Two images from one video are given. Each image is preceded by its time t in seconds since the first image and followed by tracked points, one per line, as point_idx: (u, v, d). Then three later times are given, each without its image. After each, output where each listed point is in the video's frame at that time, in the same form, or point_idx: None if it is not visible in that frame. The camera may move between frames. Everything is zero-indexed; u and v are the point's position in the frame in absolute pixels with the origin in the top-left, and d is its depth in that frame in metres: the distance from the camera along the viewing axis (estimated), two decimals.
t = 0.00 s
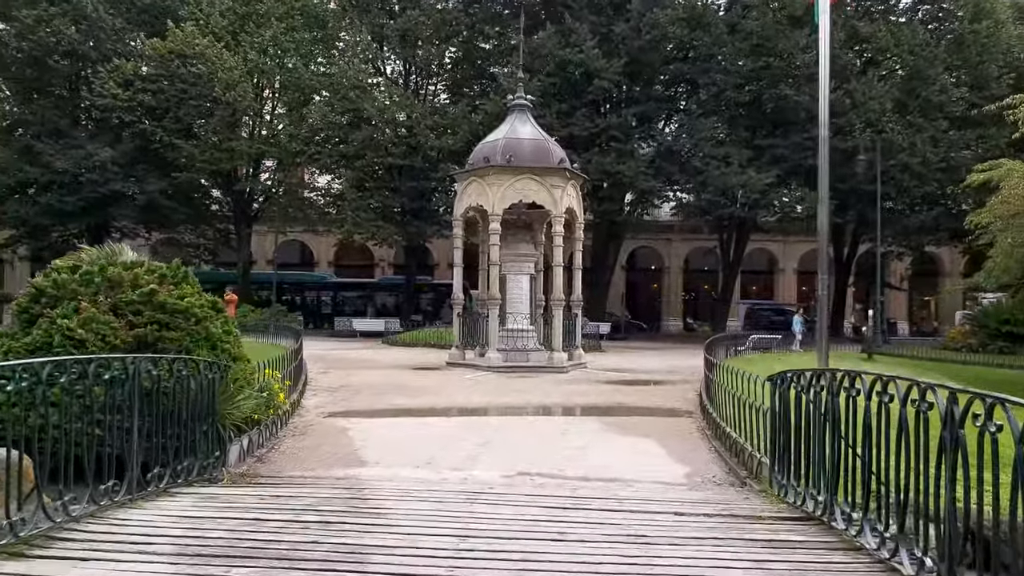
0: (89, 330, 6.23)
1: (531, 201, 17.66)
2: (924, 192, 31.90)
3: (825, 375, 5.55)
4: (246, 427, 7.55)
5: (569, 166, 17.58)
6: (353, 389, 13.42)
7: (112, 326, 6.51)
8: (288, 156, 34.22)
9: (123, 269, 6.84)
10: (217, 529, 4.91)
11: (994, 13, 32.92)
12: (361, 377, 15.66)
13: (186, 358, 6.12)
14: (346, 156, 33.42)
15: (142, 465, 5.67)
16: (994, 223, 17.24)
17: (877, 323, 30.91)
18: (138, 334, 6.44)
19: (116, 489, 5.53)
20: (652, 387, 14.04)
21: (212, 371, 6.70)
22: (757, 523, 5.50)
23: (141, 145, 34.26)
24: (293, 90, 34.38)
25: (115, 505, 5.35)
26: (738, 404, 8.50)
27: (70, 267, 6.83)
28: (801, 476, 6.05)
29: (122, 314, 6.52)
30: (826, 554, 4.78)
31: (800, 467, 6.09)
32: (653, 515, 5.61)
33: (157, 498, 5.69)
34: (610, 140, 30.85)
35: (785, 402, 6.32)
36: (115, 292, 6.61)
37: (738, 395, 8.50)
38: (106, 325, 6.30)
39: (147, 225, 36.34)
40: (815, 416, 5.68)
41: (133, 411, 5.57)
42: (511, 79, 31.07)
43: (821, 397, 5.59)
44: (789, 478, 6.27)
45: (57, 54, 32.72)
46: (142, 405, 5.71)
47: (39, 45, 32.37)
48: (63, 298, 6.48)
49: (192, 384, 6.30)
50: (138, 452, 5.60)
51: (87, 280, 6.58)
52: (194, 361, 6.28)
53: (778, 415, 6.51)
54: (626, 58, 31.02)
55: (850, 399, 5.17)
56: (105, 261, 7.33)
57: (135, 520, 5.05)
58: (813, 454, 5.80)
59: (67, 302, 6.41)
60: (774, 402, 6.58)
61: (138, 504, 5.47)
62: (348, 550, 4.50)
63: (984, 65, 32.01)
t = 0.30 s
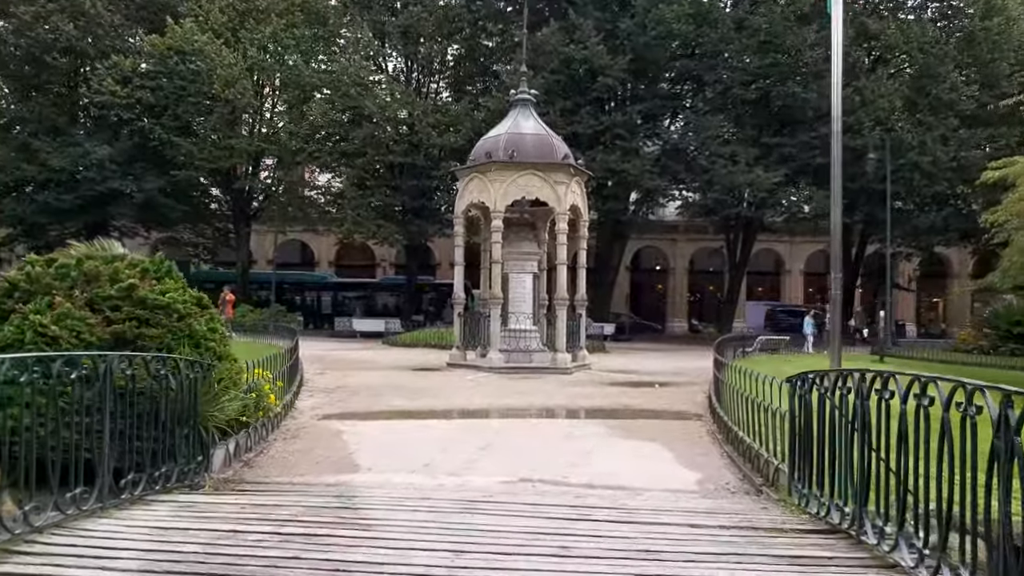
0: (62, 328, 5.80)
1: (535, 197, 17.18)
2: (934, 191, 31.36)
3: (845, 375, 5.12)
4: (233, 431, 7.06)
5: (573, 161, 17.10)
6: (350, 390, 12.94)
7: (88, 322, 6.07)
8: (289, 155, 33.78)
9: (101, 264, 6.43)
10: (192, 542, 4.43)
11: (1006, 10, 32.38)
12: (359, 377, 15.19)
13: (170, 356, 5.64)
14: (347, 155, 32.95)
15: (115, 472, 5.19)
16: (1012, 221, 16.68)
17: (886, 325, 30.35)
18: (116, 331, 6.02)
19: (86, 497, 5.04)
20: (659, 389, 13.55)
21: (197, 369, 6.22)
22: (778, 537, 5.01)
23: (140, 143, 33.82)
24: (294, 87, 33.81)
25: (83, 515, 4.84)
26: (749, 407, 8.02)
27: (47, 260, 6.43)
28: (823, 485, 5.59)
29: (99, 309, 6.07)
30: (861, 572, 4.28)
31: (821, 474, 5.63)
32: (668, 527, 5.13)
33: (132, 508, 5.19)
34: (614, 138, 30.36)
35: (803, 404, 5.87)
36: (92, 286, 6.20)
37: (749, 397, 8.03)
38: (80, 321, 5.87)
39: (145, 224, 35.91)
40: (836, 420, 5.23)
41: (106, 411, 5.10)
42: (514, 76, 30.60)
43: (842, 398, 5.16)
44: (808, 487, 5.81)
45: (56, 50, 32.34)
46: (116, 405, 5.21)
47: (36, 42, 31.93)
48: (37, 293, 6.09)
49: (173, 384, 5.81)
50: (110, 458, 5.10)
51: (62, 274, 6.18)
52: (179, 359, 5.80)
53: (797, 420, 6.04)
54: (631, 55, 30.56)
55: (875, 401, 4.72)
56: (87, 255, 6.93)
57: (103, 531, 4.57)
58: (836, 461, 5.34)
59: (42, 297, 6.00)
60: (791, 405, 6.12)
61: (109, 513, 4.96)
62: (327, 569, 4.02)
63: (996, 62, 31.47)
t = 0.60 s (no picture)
0: (41, 334, 6.15)
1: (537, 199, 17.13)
2: (938, 191, 31.22)
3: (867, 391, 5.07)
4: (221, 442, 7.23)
5: (576, 163, 17.05)
6: (351, 395, 12.93)
7: (70, 329, 6.44)
8: (291, 156, 33.68)
9: (84, 267, 6.74)
10: (168, 574, 4.39)
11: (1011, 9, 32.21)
12: (360, 381, 15.17)
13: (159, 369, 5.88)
14: (349, 155, 32.82)
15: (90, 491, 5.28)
16: (1018, 222, 16.55)
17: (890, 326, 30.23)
18: (100, 337, 6.40)
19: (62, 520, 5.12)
20: (661, 394, 13.52)
21: (180, 381, 6.42)
22: (792, 565, 4.98)
23: (141, 143, 33.74)
24: (295, 88, 33.60)
25: (55, 540, 4.90)
26: (760, 415, 7.98)
27: (24, 262, 6.67)
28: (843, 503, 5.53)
29: (80, 315, 6.43)
30: None
31: (841, 491, 5.58)
32: (673, 552, 5.10)
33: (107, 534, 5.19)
34: (617, 138, 30.25)
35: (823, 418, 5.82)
36: (75, 292, 6.53)
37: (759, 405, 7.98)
38: (63, 328, 6.26)
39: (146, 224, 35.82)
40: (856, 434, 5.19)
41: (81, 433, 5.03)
42: (517, 76, 30.48)
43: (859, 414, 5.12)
44: (829, 504, 5.75)
45: (58, 51, 32.30)
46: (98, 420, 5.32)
47: (38, 43, 31.85)
48: (15, 299, 6.34)
49: (158, 395, 6.04)
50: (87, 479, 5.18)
51: (43, 279, 6.48)
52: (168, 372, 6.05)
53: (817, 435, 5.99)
54: (633, 55, 30.46)
55: (901, 420, 4.67)
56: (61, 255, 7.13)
57: (76, 562, 4.56)
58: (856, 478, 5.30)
59: (22, 303, 6.30)
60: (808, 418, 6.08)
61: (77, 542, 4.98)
62: None
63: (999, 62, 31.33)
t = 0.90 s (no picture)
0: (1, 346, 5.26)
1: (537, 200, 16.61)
2: (945, 193, 30.71)
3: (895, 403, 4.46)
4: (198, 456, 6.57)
5: (576, 163, 16.54)
6: (342, 401, 12.35)
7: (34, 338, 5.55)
8: (288, 157, 33.23)
9: (51, 271, 5.89)
10: None
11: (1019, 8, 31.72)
12: (353, 387, 14.58)
13: (128, 380, 5.14)
14: (346, 157, 32.35)
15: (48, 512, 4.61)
16: None
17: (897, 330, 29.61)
18: (68, 346, 5.51)
19: (15, 545, 4.47)
20: (666, 401, 12.92)
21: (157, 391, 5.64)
22: None
23: (136, 144, 33.32)
24: (293, 88, 33.17)
25: (7, 569, 4.24)
26: (773, 425, 7.36)
27: None
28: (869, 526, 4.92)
29: (47, 323, 5.56)
30: None
31: (865, 512, 4.97)
32: None
33: (69, 556, 4.59)
34: (619, 139, 29.76)
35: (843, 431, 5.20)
36: (41, 297, 5.69)
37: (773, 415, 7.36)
38: (22, 338, 5.35)
39: (141, 226, 35.32)
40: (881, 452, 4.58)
41: (37, 445, 4.45)
42: (516, 77, 30.05)
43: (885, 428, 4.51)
44: (851, 526, 5.14)
45: (53, 52, 31.96)
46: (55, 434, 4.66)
47: (31, 43, 31.46)
48: None
49: (127, 408, 5.30)
50: (43, 497, 4.51)
51: (6, 282, 5.65)
52: (137, 383, 5.29)
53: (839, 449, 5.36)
54: (636, 54, 29.99)
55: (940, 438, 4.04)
56: (35, 258, 6.36)
57: None
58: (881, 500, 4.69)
59: None
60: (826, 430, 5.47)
61: (34, 565, 4.34)
62: None
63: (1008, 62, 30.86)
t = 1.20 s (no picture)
0: None
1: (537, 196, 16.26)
2: (952, 188, 30.31)
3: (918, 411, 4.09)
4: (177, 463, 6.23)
5: (577, 158, 16.21)
6: (337, 402, 12.03)
7: None
8: (286, 154, 32.88)
9: (19, 270, 5.64)
10: None
11: None
12: (349, 387, 14.26)
13: (94, 384, 4.79)
14: (345, 153, 31.96)
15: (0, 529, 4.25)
16: None
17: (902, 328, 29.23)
18: (31, 348, 5.23)
19: None
20: (669, 401, 12.59)
21: (128, 397, 5.29)
22: None
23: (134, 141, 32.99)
24: (292, 84, 32.86)
25: None
26: (782, 429, 7.01)
27: None
28: (891, 546, 4.51)
29: (11, 325, 5.31)
30: None
31: (888, 531, 4.58)
32: None
33: None
34: (621, 134, 29.38)
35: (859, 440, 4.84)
36: (7, 297, 5.43)
37: (782, 420, 7.01)
38: None
39: (138, 223, 34.97)
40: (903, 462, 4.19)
41: None
42: (517, 72, 29.69)
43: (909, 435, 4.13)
44: (872, 544, 4.73)
45: (49, 47, 31.61)
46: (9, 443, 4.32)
47: (28, 39, 31.13)
48: None
49: (92, 416, 4.96)
50: None
51: None
52: (104, 387, 4.92)
53: (856, 460, 4.97)
54: (638, 48, 29.61)
55: (975, 453, 3.64)
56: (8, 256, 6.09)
57: None
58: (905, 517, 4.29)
59: None
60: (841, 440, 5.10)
61: None
62: None
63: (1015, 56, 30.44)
